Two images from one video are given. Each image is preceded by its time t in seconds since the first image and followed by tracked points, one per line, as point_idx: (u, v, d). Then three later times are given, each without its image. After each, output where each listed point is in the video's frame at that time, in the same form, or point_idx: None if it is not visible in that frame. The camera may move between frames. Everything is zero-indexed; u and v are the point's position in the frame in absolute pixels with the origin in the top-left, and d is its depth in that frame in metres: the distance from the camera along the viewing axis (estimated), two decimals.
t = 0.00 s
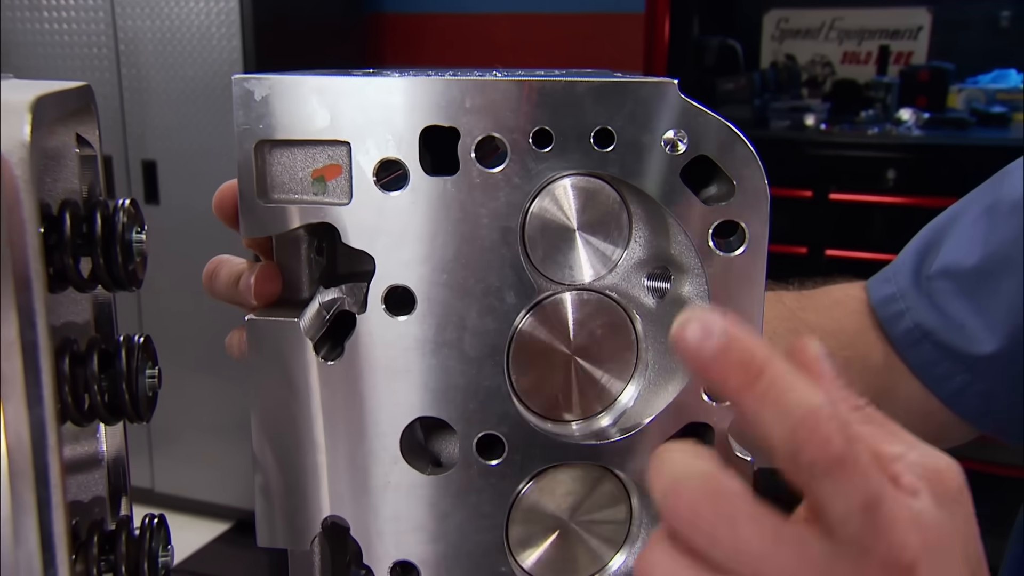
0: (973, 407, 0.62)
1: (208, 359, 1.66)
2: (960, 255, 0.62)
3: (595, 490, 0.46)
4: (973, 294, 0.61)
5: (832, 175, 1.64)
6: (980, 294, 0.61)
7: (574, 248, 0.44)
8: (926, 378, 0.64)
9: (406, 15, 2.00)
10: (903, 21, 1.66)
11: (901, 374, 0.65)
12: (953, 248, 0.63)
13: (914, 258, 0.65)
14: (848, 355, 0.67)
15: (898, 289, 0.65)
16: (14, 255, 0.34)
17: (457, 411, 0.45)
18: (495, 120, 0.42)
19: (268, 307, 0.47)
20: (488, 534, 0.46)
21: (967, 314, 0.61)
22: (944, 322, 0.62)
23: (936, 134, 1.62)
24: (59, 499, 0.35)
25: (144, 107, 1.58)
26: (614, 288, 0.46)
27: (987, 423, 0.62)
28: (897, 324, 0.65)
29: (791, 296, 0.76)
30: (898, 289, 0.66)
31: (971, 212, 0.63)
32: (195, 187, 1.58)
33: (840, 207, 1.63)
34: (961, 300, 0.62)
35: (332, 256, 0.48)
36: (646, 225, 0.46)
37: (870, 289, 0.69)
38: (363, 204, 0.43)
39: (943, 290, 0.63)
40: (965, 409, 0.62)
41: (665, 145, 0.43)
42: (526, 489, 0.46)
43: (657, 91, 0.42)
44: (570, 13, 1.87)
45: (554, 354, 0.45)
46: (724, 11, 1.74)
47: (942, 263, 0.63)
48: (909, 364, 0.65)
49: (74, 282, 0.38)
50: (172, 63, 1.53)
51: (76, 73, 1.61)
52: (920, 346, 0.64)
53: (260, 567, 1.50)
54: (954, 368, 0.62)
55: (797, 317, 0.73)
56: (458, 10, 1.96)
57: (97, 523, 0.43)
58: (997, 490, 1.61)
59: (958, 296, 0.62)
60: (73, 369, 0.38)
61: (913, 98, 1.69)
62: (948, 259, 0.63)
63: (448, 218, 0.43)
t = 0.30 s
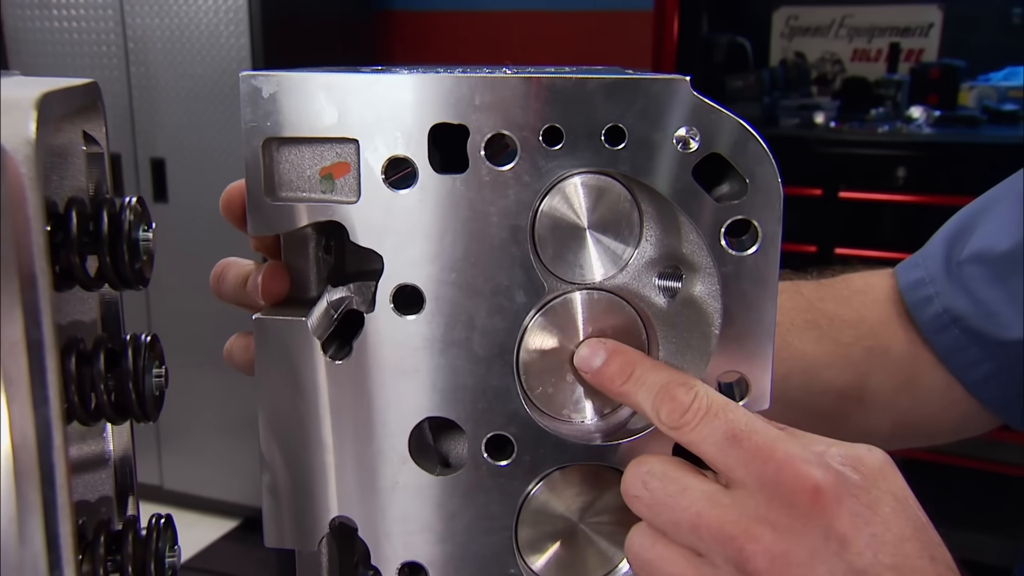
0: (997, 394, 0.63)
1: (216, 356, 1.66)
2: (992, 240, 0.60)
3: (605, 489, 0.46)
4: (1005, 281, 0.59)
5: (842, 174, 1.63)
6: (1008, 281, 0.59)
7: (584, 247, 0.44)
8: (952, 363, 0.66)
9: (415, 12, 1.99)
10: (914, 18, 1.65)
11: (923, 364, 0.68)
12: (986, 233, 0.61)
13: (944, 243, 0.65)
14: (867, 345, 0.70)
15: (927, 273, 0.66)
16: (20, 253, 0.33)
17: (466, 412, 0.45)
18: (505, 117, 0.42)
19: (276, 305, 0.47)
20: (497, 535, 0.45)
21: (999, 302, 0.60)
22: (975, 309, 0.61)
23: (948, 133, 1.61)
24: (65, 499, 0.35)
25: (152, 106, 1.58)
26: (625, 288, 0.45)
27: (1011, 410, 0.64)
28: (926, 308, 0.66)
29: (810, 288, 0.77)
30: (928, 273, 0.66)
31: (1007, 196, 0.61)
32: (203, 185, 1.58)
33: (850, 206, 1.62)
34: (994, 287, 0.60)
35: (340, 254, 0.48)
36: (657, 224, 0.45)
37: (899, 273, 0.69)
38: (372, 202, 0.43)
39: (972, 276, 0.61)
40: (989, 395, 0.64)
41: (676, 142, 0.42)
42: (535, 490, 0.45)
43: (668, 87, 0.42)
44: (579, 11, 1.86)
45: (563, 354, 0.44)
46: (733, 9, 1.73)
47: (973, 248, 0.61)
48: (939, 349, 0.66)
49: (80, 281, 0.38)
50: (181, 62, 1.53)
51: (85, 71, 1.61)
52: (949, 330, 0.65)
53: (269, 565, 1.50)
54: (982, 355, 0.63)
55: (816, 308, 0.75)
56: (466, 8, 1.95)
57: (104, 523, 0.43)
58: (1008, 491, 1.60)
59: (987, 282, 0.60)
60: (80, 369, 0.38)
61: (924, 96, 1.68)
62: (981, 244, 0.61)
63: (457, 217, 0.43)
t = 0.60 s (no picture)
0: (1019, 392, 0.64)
1: (219, 355, 1.66)
2: (1013, 238, 0.61)
3: (614, 490, 0.46)
4: None
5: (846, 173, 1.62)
6: None
7: (593, 246, 0.44)
8: (975, 361, 0.66)
9: (418, 11, 1.99)
10: (916, 16, 1.64)
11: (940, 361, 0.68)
12: (1006, 230, 0.62)
13: (966, 242, 0.65)
14: (882, 343, 0.70)
15: (949, 271, 0.66)
16: (27, 254, 0.33)
17: (473, 412, 0.44)
18: (513, 115, 0.42)
19: (282, 305, 0.46)
20: (505, 535, 0.45)
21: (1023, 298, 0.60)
22: (998, 306, 0.62)
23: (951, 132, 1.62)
24: (72, 500, 0.35)
25: (155, 105, 1.58)
26: (633, 287, 0.45)
27: None
28: (949, 308, 0.66)
29: (820, 283, 0.78)
30: (949, 272, 0.66)
31: None
32: (206, 185, 1.58)
33: (853, 205, 1.62)
34: (1016, 283, 0.61)
35: (346, 253, 0.48)
36: (665, 222, 0.45)
37: (920, 270, 0.69)
38: (378, 202, 0.43)
39: (994, 273, 0.62)
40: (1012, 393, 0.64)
41: (685, 140, 0.42)
42: (542, 490, 0.45)
43: (677, 85, 0.41)
44: (581, 11, 1.86)
45: (570, 353, 0.44)
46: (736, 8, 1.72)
47: (994, 245, 0.62)
48: (961, 348, 0.66)
49: (87, 281, 0.38)
50: (183, 61, 1.53)
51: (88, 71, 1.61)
52: (972, 329, 0.65)
53: (273, 565, 1.50)
54: (1006, 354, 0.63)
55: (828, 305, 0.75)
56: (468, 7, 1.95)
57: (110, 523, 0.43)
58: (1013, 492, 1.60)
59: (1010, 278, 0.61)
60: (86, 369, 0.38)
61: (927, 94, 1.68)
62: (1002, 241, 0.61)
63: (465, 216, 0.43)
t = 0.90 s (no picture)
0: (1006, 404, 0.61)
1: (216, 355, 1.66)
2: (992, 249, 0.60)
3: (617, 495, 0.45)
4: (1009, 290, 0.58)
5: (845, 174, 1.63)
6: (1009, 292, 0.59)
7: (594, 246, 0.44)
8: (958, 375, 0.64)
9: (415, 12, 1.99)
10: (915, 18, 1.64)
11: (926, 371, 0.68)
12: (988, 241, 0.60)
13: (945, 254, 0.65)
14: (873, 354, 0.70)
15: (929, 284, 0.65)
16: (30, 253, 0.33)
17: (475, 412, 0.44)
18: (516, 116, 0.42)
19: (284, 305, 0.46)
20: (505, 536, 0.45)
21: (1004, 311, 0.59)
22: (979, 319, 0.61)
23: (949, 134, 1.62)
24: (74, 499, 0.35)
25: (153, 105, 1.58)
26: (636, 287, 0.45)
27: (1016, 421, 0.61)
28: (930, 321, 0.65)
29: (813, 293, 0.78)
30: (930, 285, 0.65)
31: (1011, 203, 0.60)
32: (203, 185, 1.58)
33: (851, 207, 1.62)
34: (997, 296, 0.59)
35: (347, 254, 0.48)
36: (667, 223, 0.45)
37: (901, 283, 0.68)
38: (380, 202, 0.43)
39: (975, 286, 0.61)
40: (997, 405, 0.61)
41: (688, 141, 0.42)
42: (543, 491, 0.45)
43: (679, 87, 0.41)
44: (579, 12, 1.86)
45: (572, 354, 0.44)
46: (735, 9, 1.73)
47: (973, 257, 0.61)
48: (944, 362, 0.65)
49: (88, 280, 0.38)
50: (181, 61, 1.53)
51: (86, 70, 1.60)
52: (954, 343, 0.63)
53: (270, 566, 1.50)
54: (989, 366, 0.61)
55: (820, 315, 0.75)
56: (467, 8, 1.95)
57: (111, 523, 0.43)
58: (1009, 493, 1.60)
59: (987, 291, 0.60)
60: (88, 368, 0.38)
61: (925, 96, 1.68)
62: (983, 252, 0.60)
63: (467, 216, 0.42)
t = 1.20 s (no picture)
0: (1009, 400, 0.61)
1: (220, 354, 1.66)
2: (995, 246, 0.59)
3: (621, 492, 0.46)
4: (1011, 286, 0.59)
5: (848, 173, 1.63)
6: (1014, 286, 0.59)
7: (598, 245, 0.44)
8: (962, 371, 0.64)
9: (417, 12, 2.00)
10: (918, 17, 1.64)
11: (929, 369, 0.68)
12: (991, 237, 0.60)
13: (947, 249, 0.64)
14: (876, 352, 0.70)
15: (933, 280, 0.65)
16: (37, 251, 0.33)
17: (479, 410, 0.44)
18: (520, 115, 0.42)
19: (289, 304, 0.47)
20: (510, 533, 0.45)
21: (1006, 308, 0.59)
22: (982, 315, 0.61)
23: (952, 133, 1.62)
24: (82, 496, 0.35)
25: (156, 106, 1.58)
26: (639, 285, 0.45)
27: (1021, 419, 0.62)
28: (934, 317, 0.65)
29: (818, 290, 0.78)
30: (933, 281, 0.65)
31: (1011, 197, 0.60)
32: (207, 186, 1.58)
33: (854, 206, 1.62)
34: (1000, 292, 0.59)
35: (351, 252, 0.48)
36: (670, 221, 0.45)
37: (903, 280, 0.68)
38: (384, 201, 0.43)
39: (978, 282, 0.61)
40: (1001, 401, 0.62)
41: (690, 139, 0.42)
42: (546, 489, 0.45)
43: (682, 85, 0.42)
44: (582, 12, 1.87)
45: (576, 351, 0.44)
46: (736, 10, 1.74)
47: (977, 252, 0.61)
48: (948, 359, 0.65)
49: (94, 279, 0.38)
50: (184, 61, 1.53)
51: (89, 71, 1.61)
52: (958, 339, 0.63)
53: (274, 565, 1.50)
54: (993, 361, 0.62)
55: (824, 312, 0.75)
56: (469, 7, 1.95)
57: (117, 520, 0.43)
58: (1013, 492, 1.60)
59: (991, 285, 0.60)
60: (94, 367, 0.38)
61: (928, 95, 1.68)
62: (985, 250, 0.60)
63: (470, 215, 0.43)
